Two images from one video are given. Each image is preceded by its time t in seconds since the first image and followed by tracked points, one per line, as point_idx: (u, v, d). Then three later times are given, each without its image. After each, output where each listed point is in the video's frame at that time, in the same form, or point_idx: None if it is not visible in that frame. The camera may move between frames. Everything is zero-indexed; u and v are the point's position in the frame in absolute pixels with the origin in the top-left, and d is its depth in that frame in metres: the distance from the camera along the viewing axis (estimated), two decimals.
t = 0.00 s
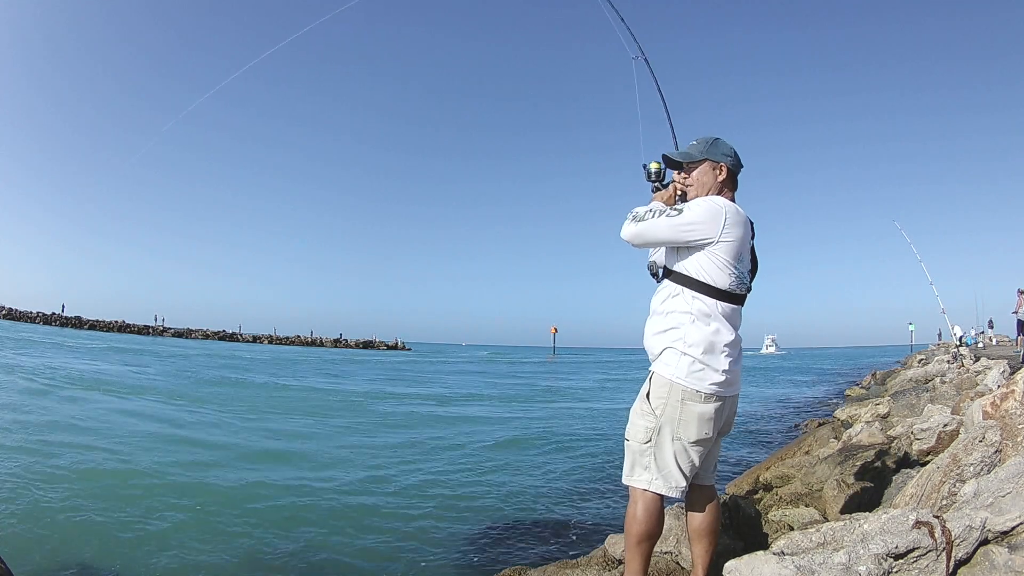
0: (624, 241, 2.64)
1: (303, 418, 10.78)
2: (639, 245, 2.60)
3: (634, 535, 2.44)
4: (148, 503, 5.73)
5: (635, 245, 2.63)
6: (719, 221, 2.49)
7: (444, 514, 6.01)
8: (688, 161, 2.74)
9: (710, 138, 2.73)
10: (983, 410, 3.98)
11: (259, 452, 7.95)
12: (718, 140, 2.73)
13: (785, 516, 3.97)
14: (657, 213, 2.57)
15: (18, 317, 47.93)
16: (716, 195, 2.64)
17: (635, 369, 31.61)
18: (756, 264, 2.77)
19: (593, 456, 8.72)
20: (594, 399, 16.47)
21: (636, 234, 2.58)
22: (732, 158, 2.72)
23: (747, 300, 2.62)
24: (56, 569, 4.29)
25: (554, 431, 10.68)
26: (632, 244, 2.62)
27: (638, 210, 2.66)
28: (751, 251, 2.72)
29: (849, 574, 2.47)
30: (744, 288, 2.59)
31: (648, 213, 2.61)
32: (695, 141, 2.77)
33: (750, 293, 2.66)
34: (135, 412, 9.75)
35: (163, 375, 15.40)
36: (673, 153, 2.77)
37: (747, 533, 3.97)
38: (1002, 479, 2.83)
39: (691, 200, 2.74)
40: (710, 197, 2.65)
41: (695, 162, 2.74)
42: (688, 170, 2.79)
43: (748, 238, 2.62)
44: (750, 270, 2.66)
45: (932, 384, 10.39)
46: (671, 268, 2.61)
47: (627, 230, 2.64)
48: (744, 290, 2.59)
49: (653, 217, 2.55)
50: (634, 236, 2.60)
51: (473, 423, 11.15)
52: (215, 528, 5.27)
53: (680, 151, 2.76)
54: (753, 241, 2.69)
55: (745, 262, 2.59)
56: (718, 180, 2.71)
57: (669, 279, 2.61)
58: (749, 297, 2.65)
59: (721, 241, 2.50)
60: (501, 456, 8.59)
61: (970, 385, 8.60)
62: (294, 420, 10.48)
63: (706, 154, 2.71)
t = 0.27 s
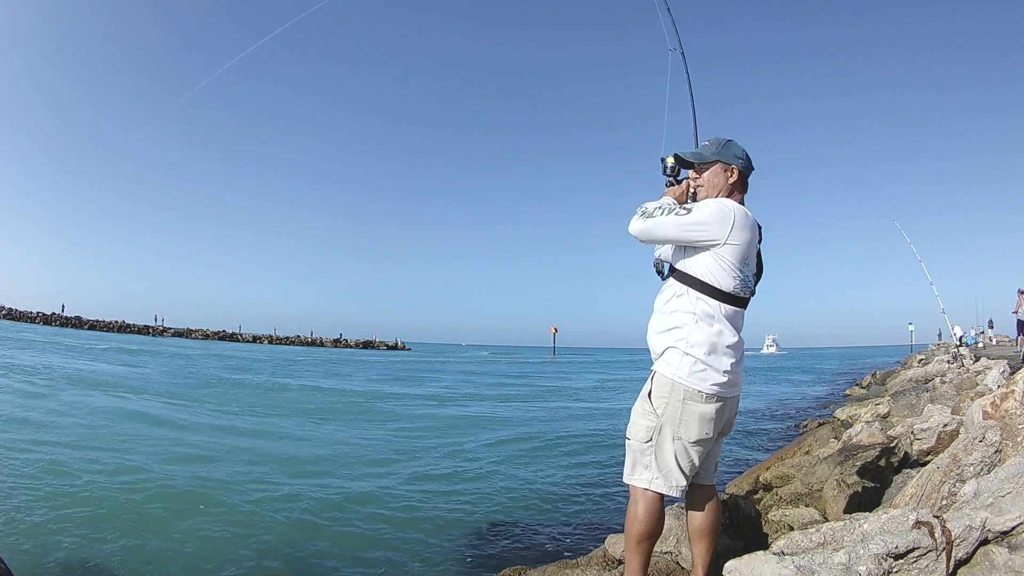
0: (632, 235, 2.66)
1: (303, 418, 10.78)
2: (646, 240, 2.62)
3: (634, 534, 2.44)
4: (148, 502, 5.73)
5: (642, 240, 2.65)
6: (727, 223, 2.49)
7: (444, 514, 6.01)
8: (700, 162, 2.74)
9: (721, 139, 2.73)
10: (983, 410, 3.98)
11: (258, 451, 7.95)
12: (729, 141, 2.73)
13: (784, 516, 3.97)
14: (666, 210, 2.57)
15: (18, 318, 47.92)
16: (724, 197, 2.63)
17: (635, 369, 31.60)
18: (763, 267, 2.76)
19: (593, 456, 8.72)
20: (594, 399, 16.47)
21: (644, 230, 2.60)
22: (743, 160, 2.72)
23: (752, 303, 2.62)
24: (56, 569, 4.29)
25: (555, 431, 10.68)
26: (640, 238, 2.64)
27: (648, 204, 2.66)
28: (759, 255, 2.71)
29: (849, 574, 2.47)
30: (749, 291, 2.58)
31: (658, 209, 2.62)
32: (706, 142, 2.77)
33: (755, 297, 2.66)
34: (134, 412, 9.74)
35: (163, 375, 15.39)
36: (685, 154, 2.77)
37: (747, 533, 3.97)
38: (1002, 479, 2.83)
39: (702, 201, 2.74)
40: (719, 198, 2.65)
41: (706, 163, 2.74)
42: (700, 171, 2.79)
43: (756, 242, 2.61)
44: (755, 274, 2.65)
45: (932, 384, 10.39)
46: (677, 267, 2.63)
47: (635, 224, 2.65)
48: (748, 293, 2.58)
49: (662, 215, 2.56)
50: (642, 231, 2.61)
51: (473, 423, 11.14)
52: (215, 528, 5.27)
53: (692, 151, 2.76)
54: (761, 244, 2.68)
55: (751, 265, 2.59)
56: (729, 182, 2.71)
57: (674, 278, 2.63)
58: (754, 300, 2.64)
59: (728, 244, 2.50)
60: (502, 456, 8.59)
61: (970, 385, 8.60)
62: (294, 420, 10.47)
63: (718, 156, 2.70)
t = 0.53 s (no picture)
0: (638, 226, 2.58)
1: (303, 417, 10.78)
2: (654, 232, 2.56)
3: (637, 533, 2.44)
4: (149, 502, 5.73)
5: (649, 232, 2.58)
6: (733, 221, 2.50)
7: (445, 514, 6.02)
8: (707, 163, 2.74)
9: (729, 141, 2.72)
10: (983, 410, 3.98)
11: (259, 451, 7.96)
12: (737, 143, 2.72)
13: (784, 516, 3.97)
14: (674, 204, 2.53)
15: (18, 318, 47.92)
16: (730, 197, 2.64)
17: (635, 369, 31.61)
18: (766, 270, 2.77)
19: (593, 456, 8.73)
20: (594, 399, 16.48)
21: (652, 223, 2.53)
22: (750, 162, 2.72)
23: (754, 303, 2.62)
24: (57, 569, 4.30)
25: (555, 431, 10.69)
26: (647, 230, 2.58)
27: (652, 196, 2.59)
28: (762, 256, 2.72)
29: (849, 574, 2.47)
30: (753, 291, 2.59)
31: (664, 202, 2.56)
32: (713, 143, 2.76)
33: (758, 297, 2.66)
34: (134, 412, 9.74)
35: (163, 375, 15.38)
36: (692, 154, 2.78)
37: (747, 533, 3.96)
38: (1002, 479, 2.83)
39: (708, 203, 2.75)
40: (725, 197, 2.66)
41: (713, 164, 2.74)
42: (706, 172, 2.79)
43: (760, 242, 2.63)
44: (759, 275, 2.66)
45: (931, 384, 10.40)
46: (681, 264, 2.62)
47: (641, 216, 2.57)
48: (752, 293, 2.59)
49: (671, 209, 2.51)
50: (650, 224, 2.55)
51: (473, 423, 11.15)
52: (216, 528, 5.27)
53: (699, 152, 2.76)
54: (764, 245, 2.70)
55: (754, 265, 2.60)
56: (735, 183, 2.71)
57: (678, 275, 2.62)
58: (756, 300, 2.65)
59: (733, 242, 2.51)
60: (502, 456, 8.60)
61: (970, 385, 8.60)
62: (294, 420, 10.47)
63: (725, 157, 2.70)
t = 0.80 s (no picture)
0: (638, 234, 2.59)
1: (303, 418, 10.78)
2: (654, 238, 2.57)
3: (643, 535, 2.43)
4: (149, 503, 5.73)
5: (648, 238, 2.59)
6: (731, 219, 2.50)
7: (444, 514, 6.01)
8: (703, 160, 2.73)
9: (724, 140, 2.72)
10: (983, 411, 3.98)
11: (258, 451, 7.95)
12: (732, 142, 2.73)
13: (784, 516, 3.97)
14: (671, 209, 2.52)
15: (19, 318, 47.96)
16: (726, 195, 2.64)
17: (635, 369, 31.60)
18: (764, 266, 2.77)
19: (593, 456, 8.73)
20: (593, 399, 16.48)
21: (651, 230, 2.53)
22: (744, 161, 2.73)
23: (754, 299, 2.63)
24: (56, 570, 4.30)
25: (555, 431, 10.68)
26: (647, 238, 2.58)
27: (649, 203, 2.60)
28: (760, 253, 2.72)
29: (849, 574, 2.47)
30: (752, 288, 2.59)
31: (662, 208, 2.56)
32: (709, 142, 2.76)
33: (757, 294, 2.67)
34: (134, 412, 9.74)
35: (163, 375, 15.38)
36: (689, 151, 2.75)
37: (747, 533, 3.95)
38: (1002, 479, 2.83)
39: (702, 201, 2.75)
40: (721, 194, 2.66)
41: (709, 163, 2.73)
42: (701, 170, 2.77)
43: (758, 238, 2.63)
44: (758, 271, 2.66)
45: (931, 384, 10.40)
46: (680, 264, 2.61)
47: (640, 224, 2.58)
48: (751, 289, 2.59)
49: (669, 214, 2.50)
50: (649, 231, 2.55)
51: (473, 424, 11.14)
52: (215, 529, 5.27)
53: (695, 150, 2.75)
54: (762, 242, 2.70)
55: (753, 262, 2.60)
56: (730, 182, 2.72)
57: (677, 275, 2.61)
58: (756, 297, 2.65)
59: (732, 240, 2.51)
60: (502, 456, 8.60)
61: (970, 385, 8.60)
62: (294, 420, 10.48)
63: (721, 156, 2.70)
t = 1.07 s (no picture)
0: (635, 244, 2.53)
1: (303, 417, 10.78)
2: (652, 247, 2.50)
3: (639, 537, 2.43)
4: (149, 503, 5.72)
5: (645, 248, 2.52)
6: (722, 222, 2.50)
7: (444, 514, 6.01)
8: (683, 159, 2.75)
9: (705, 137, 2.72)
10: (983, 410, 3.98)
11: (258, 452, 7.94)
12: (714, 139, 2.72)
13: (784, 516, 3.97)
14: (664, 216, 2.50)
15: (19, 318, 47.89)
16: (714, 196, 2.64)
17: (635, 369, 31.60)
18: (753, 267, 2.79)
19: (593, 457, 8.73)
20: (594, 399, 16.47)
21: (649, 238, 2.48)
22: (728, 158, 2.71)
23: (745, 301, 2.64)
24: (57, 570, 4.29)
25: (555, 431, 10.68)
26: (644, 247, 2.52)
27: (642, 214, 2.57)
28: (750, 253, 2.73)
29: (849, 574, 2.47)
30: (744, 289, 2.60)
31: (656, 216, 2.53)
32: (691, 141, 2.77)
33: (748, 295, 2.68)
34: (134, 412, 9.73)
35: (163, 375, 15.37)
36: (668, 152, 2.79)
37: (747, 533, 3.96)
38: (1002, 479, 2.83)
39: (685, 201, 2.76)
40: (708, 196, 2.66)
41: (690, 162, 2.74)
42: (684, 170, 2.79)
43: (747, 240, 2.64)
44: (748, 272, 2.67)
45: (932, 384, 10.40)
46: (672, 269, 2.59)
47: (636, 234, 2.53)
48: (744, 291, 2.59)
49: (665, 221, 2.47)
50: (647, 240, 2.49)
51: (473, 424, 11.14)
52: (216, 529, 5.26)
53: (676, 150, 2.77)
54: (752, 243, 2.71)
55: (744, 264, 2.61)
56: (712, 180, 2.70)
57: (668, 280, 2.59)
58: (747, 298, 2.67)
59: (724, 243, 2.51)
60: (501, 456, 8.59)
61: (970, 385, 8.60)
62: (294, 419, 10.48)
63: (702, 153, 2.70)
